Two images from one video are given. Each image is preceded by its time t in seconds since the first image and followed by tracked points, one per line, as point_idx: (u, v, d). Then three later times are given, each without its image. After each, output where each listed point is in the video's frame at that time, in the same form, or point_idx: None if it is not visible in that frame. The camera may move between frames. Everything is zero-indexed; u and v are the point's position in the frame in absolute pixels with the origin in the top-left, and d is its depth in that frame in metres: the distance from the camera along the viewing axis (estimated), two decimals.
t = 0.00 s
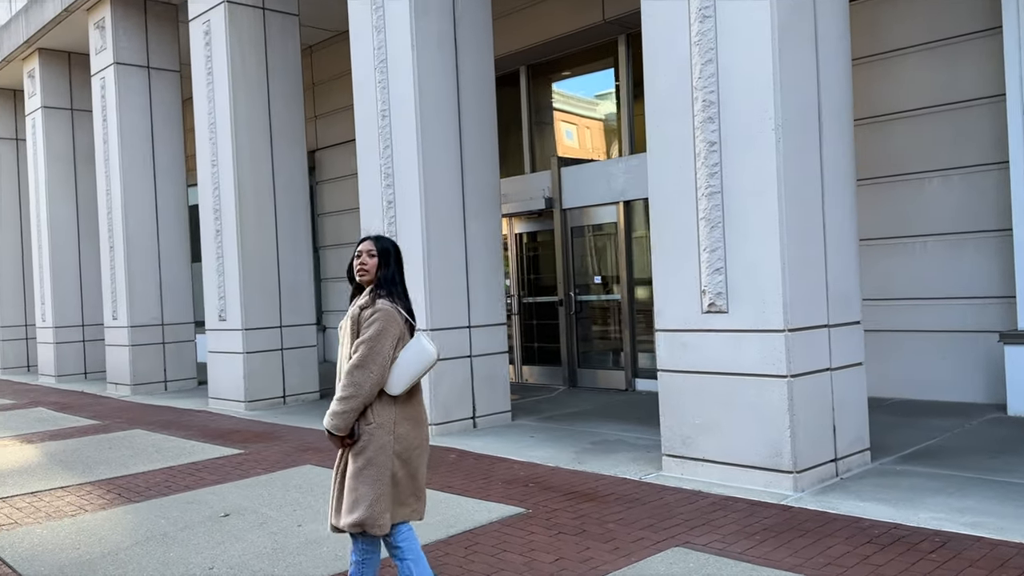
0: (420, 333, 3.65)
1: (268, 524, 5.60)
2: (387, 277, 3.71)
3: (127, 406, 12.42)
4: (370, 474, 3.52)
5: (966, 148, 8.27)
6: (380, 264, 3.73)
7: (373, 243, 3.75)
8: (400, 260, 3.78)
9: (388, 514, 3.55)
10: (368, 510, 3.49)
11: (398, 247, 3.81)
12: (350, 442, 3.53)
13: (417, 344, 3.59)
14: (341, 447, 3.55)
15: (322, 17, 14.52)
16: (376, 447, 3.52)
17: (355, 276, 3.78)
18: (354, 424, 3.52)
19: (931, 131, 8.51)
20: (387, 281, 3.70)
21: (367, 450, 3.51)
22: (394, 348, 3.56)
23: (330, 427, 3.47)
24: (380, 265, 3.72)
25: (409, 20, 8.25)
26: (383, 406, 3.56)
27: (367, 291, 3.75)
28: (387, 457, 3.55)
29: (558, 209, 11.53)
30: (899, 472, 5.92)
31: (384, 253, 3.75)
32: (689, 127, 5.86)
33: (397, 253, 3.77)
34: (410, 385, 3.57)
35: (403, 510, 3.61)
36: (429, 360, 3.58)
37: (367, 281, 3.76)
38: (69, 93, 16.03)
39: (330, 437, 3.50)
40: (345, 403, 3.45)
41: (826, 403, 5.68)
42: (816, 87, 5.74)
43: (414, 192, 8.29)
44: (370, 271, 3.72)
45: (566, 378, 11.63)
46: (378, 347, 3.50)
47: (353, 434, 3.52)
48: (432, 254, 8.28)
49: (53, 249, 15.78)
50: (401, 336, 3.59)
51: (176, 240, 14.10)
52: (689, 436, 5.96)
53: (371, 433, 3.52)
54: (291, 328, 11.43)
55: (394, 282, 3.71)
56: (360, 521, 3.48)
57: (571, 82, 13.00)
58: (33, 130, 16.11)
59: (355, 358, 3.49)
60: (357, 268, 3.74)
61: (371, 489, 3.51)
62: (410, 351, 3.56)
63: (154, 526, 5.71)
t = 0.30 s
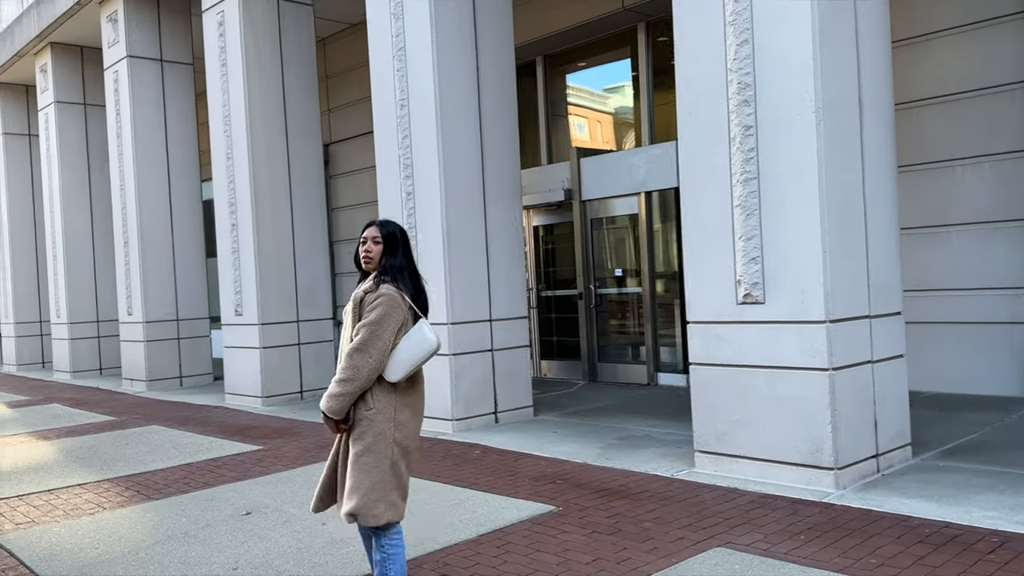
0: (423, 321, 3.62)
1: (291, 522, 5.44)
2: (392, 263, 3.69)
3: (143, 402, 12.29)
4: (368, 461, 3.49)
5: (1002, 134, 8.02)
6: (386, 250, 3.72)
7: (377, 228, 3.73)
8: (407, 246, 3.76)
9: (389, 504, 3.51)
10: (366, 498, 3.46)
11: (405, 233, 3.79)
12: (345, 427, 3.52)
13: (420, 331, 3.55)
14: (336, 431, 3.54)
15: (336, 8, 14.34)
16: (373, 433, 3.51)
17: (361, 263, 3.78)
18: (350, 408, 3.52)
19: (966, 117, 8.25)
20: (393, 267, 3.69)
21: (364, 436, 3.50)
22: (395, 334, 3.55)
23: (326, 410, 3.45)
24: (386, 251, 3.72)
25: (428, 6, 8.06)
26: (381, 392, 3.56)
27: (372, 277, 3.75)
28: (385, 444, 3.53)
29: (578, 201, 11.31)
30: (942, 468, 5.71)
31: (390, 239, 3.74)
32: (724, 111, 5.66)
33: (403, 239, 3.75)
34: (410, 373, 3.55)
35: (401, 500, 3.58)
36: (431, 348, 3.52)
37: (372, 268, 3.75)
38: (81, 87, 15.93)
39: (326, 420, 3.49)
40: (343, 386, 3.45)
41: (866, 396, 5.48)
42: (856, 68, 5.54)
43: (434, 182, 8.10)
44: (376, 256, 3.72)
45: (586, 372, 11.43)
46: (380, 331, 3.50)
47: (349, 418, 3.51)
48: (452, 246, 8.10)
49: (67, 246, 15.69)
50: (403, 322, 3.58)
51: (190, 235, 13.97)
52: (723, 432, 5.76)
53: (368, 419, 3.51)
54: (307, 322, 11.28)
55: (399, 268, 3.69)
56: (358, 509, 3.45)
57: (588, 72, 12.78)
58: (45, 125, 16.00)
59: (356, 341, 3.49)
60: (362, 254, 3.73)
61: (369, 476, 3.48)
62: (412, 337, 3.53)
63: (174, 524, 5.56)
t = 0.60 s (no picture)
0: (430, 321, 3.56)
1: (316, 529, 5.22)
2: (395, 263, 3.59)
3: (165, 401, 12.15)
4: (378, 465, 3.40)
5: None
6: (388, 250, 3.62)
7: (379, 228, 3.64)
8: (408, 246, 3.67)
9: (402, 507, 3.43)
10: (378, 503, 3.38)
11: (406, 233, 3.69)
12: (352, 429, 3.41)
13: (430, 331, 3.48)
14: (341, 434, 3.42)
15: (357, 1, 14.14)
16: (381, 435, 3.41)
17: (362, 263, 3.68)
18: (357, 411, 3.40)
19: (1016, 102, 7.90)
20: (396, 266, 3.59)
21: (372, 438, 3.40)
22: (404, 334, 3.47)
23: (333, 413, 3.34)
24: (388, 252, 3.61)
25: None
26: (390, 393, 3.46)
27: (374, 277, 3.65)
28: (395, 448, 3.43)
29: (604, 193, 11.00)
30: (1000, 472, 5.41)
31: (392, 239, 3.64)
32: (766, 97, 5.38)
33: (405, 239, 3.66)
34: (419, 373, 3.48)
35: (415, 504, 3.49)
36: (441, 347, 3.47)
37: (375, 268, 3.65)
38: (101, 85, 15.84)
39: (331, 423, 3.37)
40: (351, 388, 3.34)
41: (920, 396, 5.19)
42: (907, 49, 5.24)
43: (460, 174, 7.85)
44: (378, 256, 3.61)
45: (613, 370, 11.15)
46: (389, 331, 3.40)
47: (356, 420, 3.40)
48: (478, 240, 7.85)
49: (88, 244, 15.63)
50: (411, 322, 3.50)
51: (211, 232, 13.83)
52: (767, 433, 5.49)
53: (376, 421, 3.41)
54: (330, 320, 11.08)
55: (403, 268, 3.60)
56: (370, 514, 3.37)
57: (613, 63, 12.48)
58: (66, 123, 15.93)
59: (364, 341, 3.38)
60: (364, 255, 3.63)
61: (380, 480, 3.40)
62: (422, 337, 3.47)
63: (196, 531, 5.36)
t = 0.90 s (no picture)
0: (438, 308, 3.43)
1: (344, 533, 5.01)
2: (393, 251, 3.43)
3: (192, 397, 12.05)
4: (387, 459, 3.23)
5: None
6: (384, 239, 3.47)
7: (372, 216, 3.47)
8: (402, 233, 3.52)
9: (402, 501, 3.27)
10: (383, 497, 3.21)
11: (398, 220, 3.53)
12: (369, 430, 3.23)
13: (442, 319, 3.35)
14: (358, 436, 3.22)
15: None
16: (399, 432, 3.24)
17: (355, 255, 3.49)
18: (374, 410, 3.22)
19: None
20: (397, 256, 3.43)
21: (389, 437, 3.23)
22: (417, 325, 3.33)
23: (352, 413, 3.14)
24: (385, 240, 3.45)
25: None
26: (405, 388, 3.30)
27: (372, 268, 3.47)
28: (406, 442, 3.27)
29: (637, 182, 10.69)
30: None
31: (387, 228, 3.47)
32: (816, 75, 5.07)
33: (400, 225, 3.51)
34: (434, 364, 3.34)
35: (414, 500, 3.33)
36: (455, 333, 3.35)
37: (370, 259, 3.47)
38: (127, 79, 15.79)
39: (349, 425, 3.18)
40: (369, 386, 3.16)
41: (983, 392, 4.87)
42: (968, 21, 4.92)
43: (489, 163, 7.59)
44: (375, 246, 3.45)
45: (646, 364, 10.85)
46: (404, 323, 3.25)
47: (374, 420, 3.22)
48: (508, 231, 7.59)
49: (115, 239, 15.60)
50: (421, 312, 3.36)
51: (237, 225, 13.71)
52: (817, 433, 5.20)
53: (393, 418, 3.24)
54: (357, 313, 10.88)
55: (402, 255, 3.45)
56: (369, 509, 3.19)
57: (642, 49, 12.13)
58: (92, 118, 15.90)
59: (379, 336, 3.21)
60: (360, 246, 3.45)
61: (386, 475, 3.23)
62: (435, 325, 3.33)
63: (221, 533, 5.18)
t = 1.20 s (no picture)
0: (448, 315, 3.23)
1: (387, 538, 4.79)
2: (402, 251, 3.25)
3: (232, 394, 11.97)
4: (392, 477, 3.06)
5: None
6: (392, 237, 3.26)
7: (380, 214, 3.27)
8: (412, 230, 3.31)
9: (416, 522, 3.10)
10: (392, 519, 3.04)
11: (409, 216, 3.33)
12: (367, 442, 3.06)
13: (450, 326, 3.14)
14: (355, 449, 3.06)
15: None
16: (400, 446, 3.07)
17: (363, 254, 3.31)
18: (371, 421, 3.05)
19: None
20: (405, 256, 3.24)
21: (390, 450, 3.05)
22: (422, 331, 3.14)
23: (345, 424, 2.97)
24: (394, 240, 3.26)
25: None
26: (406, 398, 3.12)
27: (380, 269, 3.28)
28: (412, 458, 3.09)
29: (682, 171, 10.34)
30: None
31: (396, 225, 3.27)
32: (887, 51, 4.72)
33: (410, 222, 3.30)
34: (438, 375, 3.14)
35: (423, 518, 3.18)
36: (464, 343, 3.14)
37: (378, 259, 3.28)
38: (164, 75, 15.80)
39: (344, 437, 3.01)
40: (364, 395, 2.99)
41: None
42: None
43: (531, 152, 7.31)
44: (383, 245, 3.26)
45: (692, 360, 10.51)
46: (404, 329, 3.06)
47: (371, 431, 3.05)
48: (551, 222, 7.31)
49: (155, 235, 15.62)
50: (427, 318, 3.17)
51: (274, 220, 13.63)
52: (888, 434, 4.86)
53: (392, 430, 3.06)
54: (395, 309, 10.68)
55: (411, 256, 3.26)
56: (380, 530, 3.03)
57: (683, 36, 11.74)
58: (131, 115, 15.94)
59: (377, 342, 3.03)
60: (366, 244, 3.26)
61: (392, 492, 3.05)
62: (442, 333, 3.12)
63: (261, 538, 5.00)
